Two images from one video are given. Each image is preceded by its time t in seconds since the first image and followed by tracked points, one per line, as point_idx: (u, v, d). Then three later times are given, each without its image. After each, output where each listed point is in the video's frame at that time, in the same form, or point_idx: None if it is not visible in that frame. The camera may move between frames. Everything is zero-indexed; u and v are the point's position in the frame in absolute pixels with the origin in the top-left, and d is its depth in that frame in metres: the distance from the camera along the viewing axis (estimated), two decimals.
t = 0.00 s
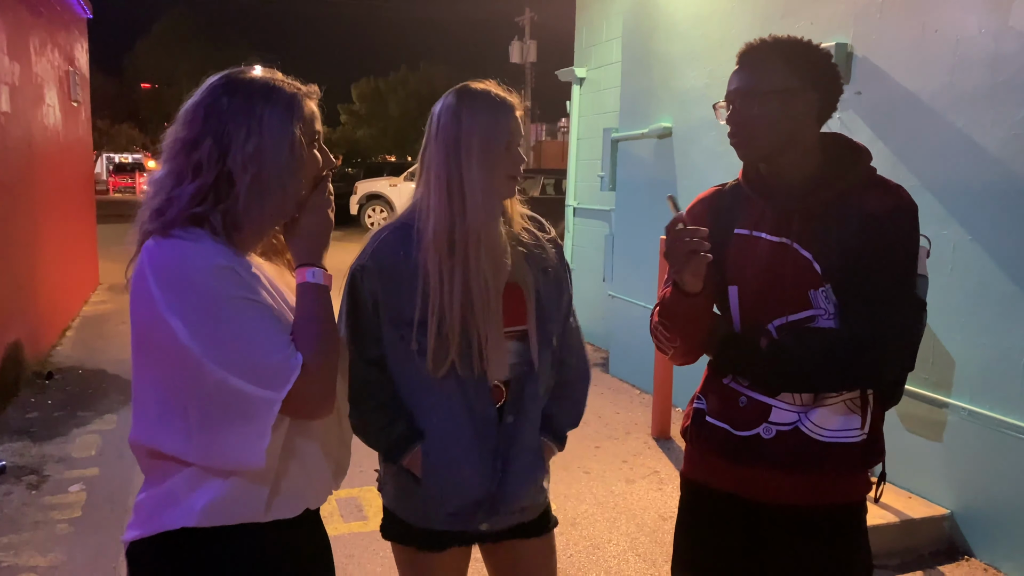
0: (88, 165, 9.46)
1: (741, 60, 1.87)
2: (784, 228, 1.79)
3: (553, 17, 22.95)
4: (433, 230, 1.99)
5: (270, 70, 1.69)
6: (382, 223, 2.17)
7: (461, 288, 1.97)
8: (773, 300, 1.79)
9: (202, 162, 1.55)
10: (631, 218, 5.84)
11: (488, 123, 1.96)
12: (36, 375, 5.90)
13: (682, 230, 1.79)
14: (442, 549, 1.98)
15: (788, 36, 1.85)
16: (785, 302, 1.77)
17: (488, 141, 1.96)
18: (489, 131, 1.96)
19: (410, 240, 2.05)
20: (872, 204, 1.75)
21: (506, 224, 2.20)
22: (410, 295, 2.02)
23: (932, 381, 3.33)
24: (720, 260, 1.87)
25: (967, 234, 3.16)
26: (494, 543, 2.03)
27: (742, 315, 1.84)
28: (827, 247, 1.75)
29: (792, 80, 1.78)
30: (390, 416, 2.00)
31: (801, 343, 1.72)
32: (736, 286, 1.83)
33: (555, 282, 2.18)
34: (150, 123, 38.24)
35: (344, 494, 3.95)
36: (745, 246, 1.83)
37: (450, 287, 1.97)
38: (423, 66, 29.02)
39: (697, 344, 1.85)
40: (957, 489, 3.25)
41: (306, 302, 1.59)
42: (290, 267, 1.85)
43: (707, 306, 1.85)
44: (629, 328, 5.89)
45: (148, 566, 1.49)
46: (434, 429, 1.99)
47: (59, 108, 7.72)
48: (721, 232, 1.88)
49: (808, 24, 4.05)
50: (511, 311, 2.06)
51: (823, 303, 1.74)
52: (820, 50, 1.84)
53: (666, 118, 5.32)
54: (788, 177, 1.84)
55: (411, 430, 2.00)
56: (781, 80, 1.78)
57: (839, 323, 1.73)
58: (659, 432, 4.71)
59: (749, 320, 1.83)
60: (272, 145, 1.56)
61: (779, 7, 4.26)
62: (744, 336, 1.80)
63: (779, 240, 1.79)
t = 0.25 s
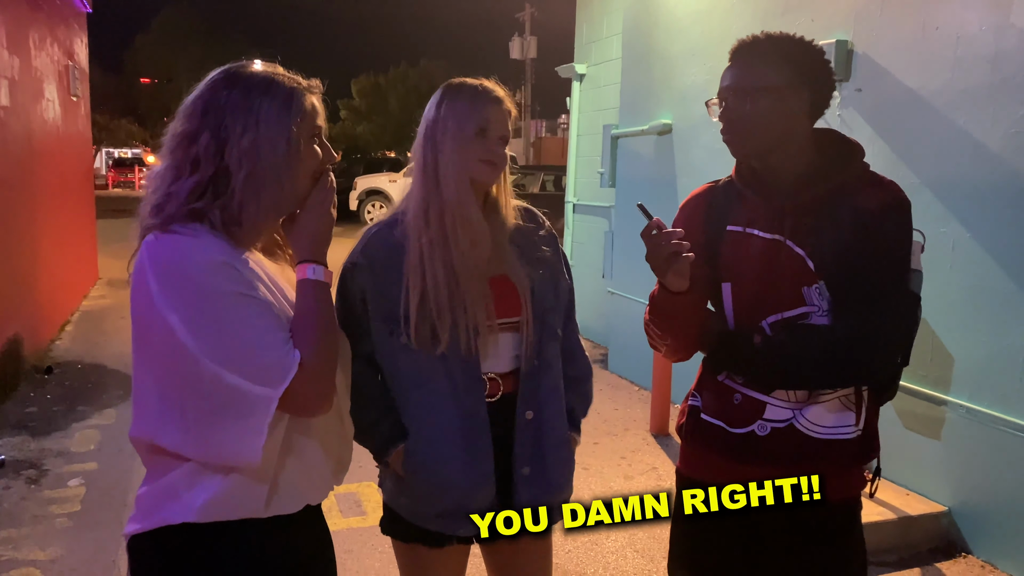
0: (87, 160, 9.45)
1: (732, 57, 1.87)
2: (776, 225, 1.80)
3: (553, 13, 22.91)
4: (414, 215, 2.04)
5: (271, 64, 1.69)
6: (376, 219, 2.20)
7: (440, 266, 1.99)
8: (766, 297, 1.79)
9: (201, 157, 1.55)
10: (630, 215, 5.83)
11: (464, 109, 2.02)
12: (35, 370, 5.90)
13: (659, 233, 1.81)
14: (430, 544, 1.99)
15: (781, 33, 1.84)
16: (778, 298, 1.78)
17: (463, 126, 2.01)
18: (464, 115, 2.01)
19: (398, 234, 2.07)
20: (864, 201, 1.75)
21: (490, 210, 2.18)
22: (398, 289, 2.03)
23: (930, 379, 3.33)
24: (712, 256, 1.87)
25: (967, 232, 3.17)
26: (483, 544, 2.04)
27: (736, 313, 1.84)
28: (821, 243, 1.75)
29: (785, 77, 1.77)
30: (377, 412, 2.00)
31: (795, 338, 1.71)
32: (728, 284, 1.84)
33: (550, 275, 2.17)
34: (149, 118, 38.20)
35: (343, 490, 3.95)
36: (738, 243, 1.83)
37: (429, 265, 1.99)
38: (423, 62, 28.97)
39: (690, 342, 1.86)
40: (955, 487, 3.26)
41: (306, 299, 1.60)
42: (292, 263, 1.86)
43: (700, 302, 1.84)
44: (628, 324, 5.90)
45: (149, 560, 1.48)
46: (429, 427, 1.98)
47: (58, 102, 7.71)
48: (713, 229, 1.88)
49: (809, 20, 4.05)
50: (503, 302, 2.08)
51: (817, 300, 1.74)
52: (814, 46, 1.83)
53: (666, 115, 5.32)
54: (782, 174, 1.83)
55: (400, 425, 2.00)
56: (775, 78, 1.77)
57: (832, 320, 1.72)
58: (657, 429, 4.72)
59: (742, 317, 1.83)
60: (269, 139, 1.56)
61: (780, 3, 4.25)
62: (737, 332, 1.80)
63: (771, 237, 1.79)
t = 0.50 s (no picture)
0: (86, 154, 9.43)
1: (727, 54, 1.86)
2: (768, 223, 1.80)
3: (554, 10, 22.86)
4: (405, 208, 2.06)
5: (275, 58, 1.68)
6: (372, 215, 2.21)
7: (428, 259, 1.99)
8: (759, 294, 1.79)
9: (205, 151, 1.55)
10: (630, 212, 5.83)
11: (464, 106, 2.01)
12: (34, 365, 5.89)
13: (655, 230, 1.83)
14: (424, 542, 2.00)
15: (776, 30, 1.84)
16: (772, 296, 1.77)
17: (462, 121, 2.00)
18: (462, 110, 2.00)
19: (392, 230, 2.08)
20: (857, 197, 1.74)
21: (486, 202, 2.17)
22: (389, 284, 2.03)
23: (929, 377, 3.34)
24: (706, 253, 1.88)
25: (966, 230, 3.17)
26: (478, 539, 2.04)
27: (730, 310, 1.84)
28: (814, 240, 1.75)
29: (777, 74, 1.77)
30: (368, 410, 2.05)
31: (787, 335, 1.73)
32: (722, 281, 1.84)
33: (542, 271, 2.18)
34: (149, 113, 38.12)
35: (342, 485, 3.95)
36: (731, 241, 1.83)
37: (413, 257, 2.00)
38: (423, 58, 28.91)
39: (684, 338, 1.88)
40: (953, 485, 3.26)
41: (311, 296, 1.60)
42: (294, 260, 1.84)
43: (692, 300, 1.87)
44: (627, 321, 5.90)
45: (150, 555, 1.48)
46: (421, 421, 1.98)
47: (57, 97, 7.70)
48: (706, 227, 1.88)
49: (809, 18, 4.04)
50: (495, 298, 2.06)
51: (811, 298, 1.74)
52: (807, 43, 1.83)
53: (666, 112, 5.31)
54: (773, 171, 1.83)
55: (392, 424, 2.04)
56: (767, 75, 1.77)
57: (827, 318, 1.72)
58: (655, 426, 4.73)
59: (737, 314, 1.83)
60: (273, 134, 1.56)
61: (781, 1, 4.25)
62: (732, 331, 1.81)
63: (765, 234, 1.79)
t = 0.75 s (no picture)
0: (85, 150, 9.42)
1: (724, 50, 1.86)
2: (764, 220, 1.79)
3: (553, 6, 22.83)
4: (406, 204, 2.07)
5: (279, 53, 1.67)
6: (371, 211, 2.19)
7: (430, 256, 1.98)
8: (755, 291, 1.79)
9: (218, 145, 1.53)
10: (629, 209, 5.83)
11: (467, 103, 2.00)
12: (33, 360, 5.89)
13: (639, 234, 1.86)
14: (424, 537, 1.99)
15: (773, 27, 1.84)
16: (768, 293, 1.77)
17: (467, 117, 1.99)
18: (466, 106, 2.00)
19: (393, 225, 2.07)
20: (852, 193, 1.73)
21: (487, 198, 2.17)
22: (388, 280, 2.03)
23: (928, 375, 3.34)
24: (704, 250, 1.88)
25: (966, 229, 3.17)
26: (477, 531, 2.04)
27: (727, 307, 1.84)
28: (811, 237, 1.74)
29: (773, 70, 1.77)
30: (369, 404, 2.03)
31: (784, 334, 1.72)
32: (719, 278, 1.84)
33: (542, 265, 2.15)
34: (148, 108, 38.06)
35: (341, 482, 3.95)
36: (728, 239, 1.83)
37: (419, 252, 1.99)
38: (423, 54, 28.87)
39: (681, 334, 1.90)
40: (951, 482, 3.26)
41: (315, 291, 1.60)
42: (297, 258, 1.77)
43: (689, 297, 1.90)
44: (626, 318, 5.90)
45: (154, 552, 1.48)
46: (419, 417, 1.98)
47: (56, 92, 7.69)
48: (704, 224, 1.88)
49: (809, 15, 4.04)
50: (493, 294, 2.06)
51: (807, 295, 1.73)
52: (805, 39, 1.82)
53: (666, 109, 5.31)
54: (769, 168, 1.83)
55: (392, 418, 2.02)
56: (763, 72, 1.77)
57: (823, 316, 1.72)
58: (654, 423, 4.73)
59: (733, 312, 1.83)
60: (289, 131, 1.56)
61: None
62: (727, 329, 1.81)
63: (760, 231, 1.78)
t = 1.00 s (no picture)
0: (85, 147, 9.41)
1: (724, 48, 1.86)
2: (763, 218, 1.79)
3: (553, 4, 22.78)
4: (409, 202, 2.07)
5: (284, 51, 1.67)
6: (372, 207, 2.19)
7: (433, 253, 1.98)
8: (753, 289, 1.79)
9: (227, 144, 1.53)
10: (629, 207, 5.83)
11: (477, 101, 2.02)
12: (32, 356, 5.88)
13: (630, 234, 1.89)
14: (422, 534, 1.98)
15: (774, 25, 1.84)
16: (765, 291, 1.77)
17: (476, 116, 2.01)
18: (473, 107, 2.01)
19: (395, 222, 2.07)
20: (851, 192, 1.73)
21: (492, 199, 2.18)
22: (390, 276, 2.03)
23: (927, 374, 3.34)
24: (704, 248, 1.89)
25: (966, 227, 3.16)
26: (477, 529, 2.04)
27: (725, 305, 1.85)
28: (809, 234, 1.73)
29: (772, 68, 1.77)
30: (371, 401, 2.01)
31: (781, 332, 1.71)
32: (717, 276, 1.85)
33: (540, 264, 2.16)
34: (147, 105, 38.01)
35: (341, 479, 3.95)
36: (726, 237, 1.84)
37: (422, 250, 1.99)
38: (423, 52, 28.83)
39: (679, 332, 1.90)
40: (951, 481, 3.26)
41: (321, 286, 1.60)
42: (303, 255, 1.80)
43: (687, 294, 1.91)
44: (626, 316, 5.91)
45: (157, 550, 1.48)
46: (420, 415, 1.97)
47: (56, 89, 7.68)
48: (703, 222, 1.89)
49: (810, 13, 4.03)
50: (494, 293, 2.06)
51: (805, 292, 1.73)
52: (804, 37, 1.82)
53: (667, 107, 5.30)
54: (767, 168, 1.84)
55: (394, 414, 2.00)
56: (761, 69, 1.77)
57: (820, 314, 1.71)
58: (653, 421, 4.73)
59: (731, 310, 1.84)
60: (299, 131, 1.56)
61: None
62: (725, 325, 1.81)
63: (758, 229, 1.79)
